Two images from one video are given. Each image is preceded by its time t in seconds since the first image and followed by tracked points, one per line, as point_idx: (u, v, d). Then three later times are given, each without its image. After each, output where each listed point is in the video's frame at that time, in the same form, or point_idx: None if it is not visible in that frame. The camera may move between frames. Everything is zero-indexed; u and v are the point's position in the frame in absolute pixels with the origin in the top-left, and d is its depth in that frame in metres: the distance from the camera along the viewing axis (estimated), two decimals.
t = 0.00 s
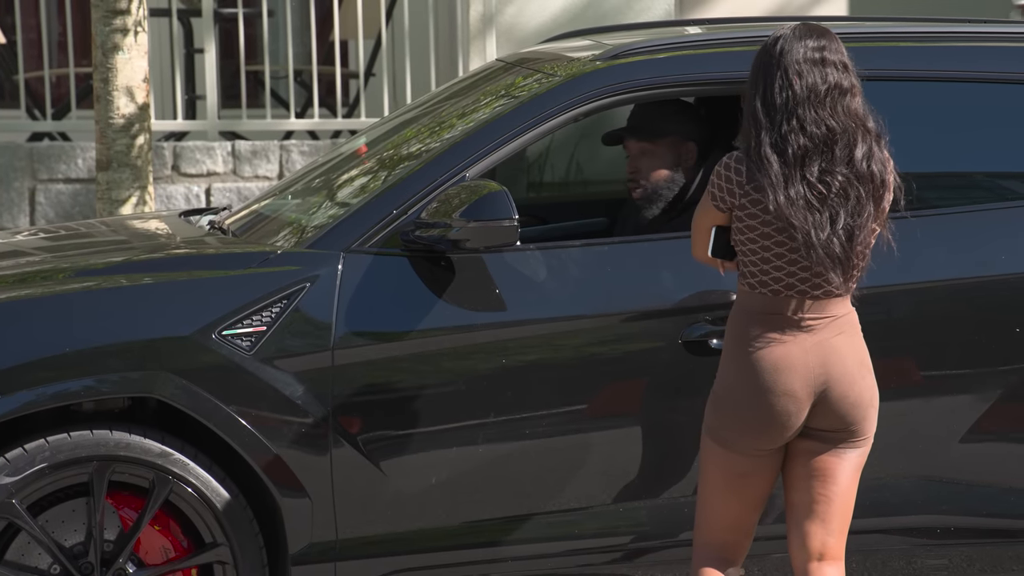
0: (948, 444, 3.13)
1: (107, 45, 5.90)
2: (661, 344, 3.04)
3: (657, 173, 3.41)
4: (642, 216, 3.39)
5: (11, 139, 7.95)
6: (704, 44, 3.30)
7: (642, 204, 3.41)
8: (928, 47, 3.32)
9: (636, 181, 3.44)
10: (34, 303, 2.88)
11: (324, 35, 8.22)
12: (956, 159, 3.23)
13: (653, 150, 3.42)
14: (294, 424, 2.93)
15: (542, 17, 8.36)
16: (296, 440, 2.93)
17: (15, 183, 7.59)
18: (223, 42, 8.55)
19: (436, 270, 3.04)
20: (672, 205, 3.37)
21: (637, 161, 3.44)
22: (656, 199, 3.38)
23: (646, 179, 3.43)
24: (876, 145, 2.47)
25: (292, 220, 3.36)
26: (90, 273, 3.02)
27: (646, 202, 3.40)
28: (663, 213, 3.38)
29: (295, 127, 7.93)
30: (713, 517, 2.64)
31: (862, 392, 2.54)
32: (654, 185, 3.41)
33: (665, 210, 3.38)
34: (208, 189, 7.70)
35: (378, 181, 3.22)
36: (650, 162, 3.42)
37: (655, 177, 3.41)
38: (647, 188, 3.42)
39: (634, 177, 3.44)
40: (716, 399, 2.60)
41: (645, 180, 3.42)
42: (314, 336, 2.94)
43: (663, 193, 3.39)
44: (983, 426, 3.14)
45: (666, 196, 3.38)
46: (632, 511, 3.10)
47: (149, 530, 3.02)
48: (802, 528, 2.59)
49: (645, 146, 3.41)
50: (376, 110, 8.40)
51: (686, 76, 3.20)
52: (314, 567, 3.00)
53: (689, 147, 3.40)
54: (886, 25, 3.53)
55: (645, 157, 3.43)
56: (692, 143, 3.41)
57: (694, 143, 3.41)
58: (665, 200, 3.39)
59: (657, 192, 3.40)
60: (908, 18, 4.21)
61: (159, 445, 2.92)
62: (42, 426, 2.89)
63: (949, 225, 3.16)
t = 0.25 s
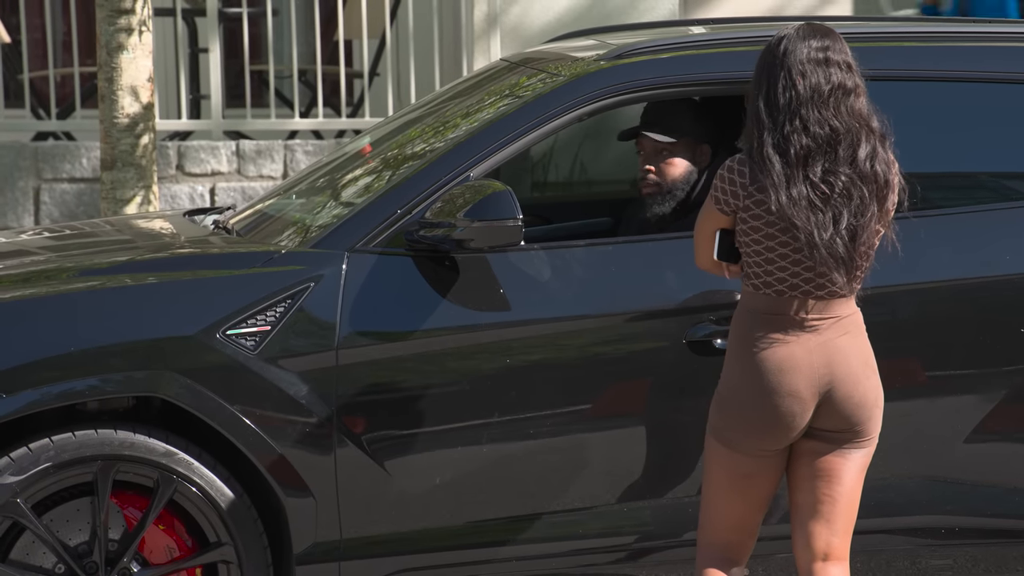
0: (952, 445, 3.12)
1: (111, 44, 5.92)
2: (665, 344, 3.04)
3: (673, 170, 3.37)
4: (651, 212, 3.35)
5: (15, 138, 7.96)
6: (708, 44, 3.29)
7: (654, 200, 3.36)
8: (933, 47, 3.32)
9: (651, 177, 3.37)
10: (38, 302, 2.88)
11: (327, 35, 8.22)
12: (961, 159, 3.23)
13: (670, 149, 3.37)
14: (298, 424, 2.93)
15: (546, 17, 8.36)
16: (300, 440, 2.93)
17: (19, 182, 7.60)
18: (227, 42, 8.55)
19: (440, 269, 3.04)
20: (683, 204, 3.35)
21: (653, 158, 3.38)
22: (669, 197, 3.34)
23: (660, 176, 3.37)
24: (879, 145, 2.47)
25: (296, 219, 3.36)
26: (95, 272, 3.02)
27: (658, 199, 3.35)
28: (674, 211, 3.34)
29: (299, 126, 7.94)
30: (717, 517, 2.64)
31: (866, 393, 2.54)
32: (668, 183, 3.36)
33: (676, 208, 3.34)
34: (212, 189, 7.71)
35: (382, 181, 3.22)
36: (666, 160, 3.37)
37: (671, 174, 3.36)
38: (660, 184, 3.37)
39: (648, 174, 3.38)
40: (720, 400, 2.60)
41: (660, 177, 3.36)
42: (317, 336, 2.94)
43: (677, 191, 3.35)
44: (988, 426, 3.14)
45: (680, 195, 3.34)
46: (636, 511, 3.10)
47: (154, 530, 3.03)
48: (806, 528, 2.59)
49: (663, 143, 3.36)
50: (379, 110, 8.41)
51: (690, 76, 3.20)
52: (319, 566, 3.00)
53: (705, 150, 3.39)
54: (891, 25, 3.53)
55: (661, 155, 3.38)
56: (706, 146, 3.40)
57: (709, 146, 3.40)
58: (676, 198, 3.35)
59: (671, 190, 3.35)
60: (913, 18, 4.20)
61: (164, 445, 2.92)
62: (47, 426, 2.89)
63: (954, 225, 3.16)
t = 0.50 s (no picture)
0: (952, 443, 3.12)
1: (111, 43, 5.92)
2: (665, 343, 3.04)
3: (678, 173, 3.31)
4: (652, 213, 3.37)
5: (15, 137, 7.96)
6: (708, 43, 3.29)
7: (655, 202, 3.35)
8: (933, 45, 3.32)
9: (655, 179, 3.32)
10: (38, 302, 2.88)
11: (328, 34, 8.23)
12: (960, 157, 3.23)
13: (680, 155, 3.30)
14: (298, 423, 2.93)
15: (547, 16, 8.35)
16: (299, 438, 2.93)
17: (19, 182, 7.60)
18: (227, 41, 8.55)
19: (440, 268, 3.04)
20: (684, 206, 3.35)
21: (659, 160, 3.30)
22: (671, 200, 3.32)
23: (668, 181, 3.31)
24: (879, 141, 2.47)
25: (296, 218, 3.36)
26: (95, 272, 3.02)
27: (659, 201, 3.35)
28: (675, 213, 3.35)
29: (299, 126, 7.94)
30: (718, 516, 2.64)
31: (867, 391, 2.54)
32: (671, 186, 3.32)
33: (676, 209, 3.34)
34: (212, 188, 7.73)
35: (382, 180, 3.22)
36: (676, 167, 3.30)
37: (676, 177, 3.31)
38: (663, 186, 3.33)
39: (652, 175, 3.32)
40: (721, 399, 2.60)
41: (664, 180, 3.30)
42: (317, 335, 2.94)
43: (679, 194, 3.32)
44: (988, 425, 3.14)
45: (682, 198, 3.33)
46: (635, 510, 3.10)
47: (154, 529, 3.03)
48: (807, 527, 2.59)
49: (671, 146, 3.27)
50: (380, 109, 8.41)
51: (690, 74, 3.20)
52: (319, 565, 3.00)
53: (711, 153, 3.33)
54: (891, 24, 3.53)
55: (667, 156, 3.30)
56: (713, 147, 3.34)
57: (714, 148, 3.34)
58: (679, 200, 3.33)
59: (674, 193, 3.32)
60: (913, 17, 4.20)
61: (164, 444, 2.92)
62: (47, 425, 2.90)
63: (953, 223, 3.16)
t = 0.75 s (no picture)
0: (953, 443, 3.12)
1: (113, 43, 5.91)
2: (666, 343, 3.04)
3: (680, 174, 3.34)
4: (655, 217, 3.37)
5: (16, 137, 7.96)
6: (708, 42, 3.29)
7: (658, 205, 3.36)
8: (934, 45, 3.32)
9: (657, 181, 3.35)
10: (40, 301, 2.88)
11: (328, 34, 8.23)
12: (961, 157, 3.23)
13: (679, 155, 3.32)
14: (299, 422, 2.93)
15: (548, 16, 8.35)
16: (300, 438, 2.94)
17: (20, 182, 7.60)
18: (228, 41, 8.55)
19: (441, 268, 3.04)
20: (687, 207, 3.35)
21: (661, 161, 3.34)
22: (672, 202, 3.34)
23: (667, 181, 3.34)
24: (878, 139, 2.47)
25: (298, 218, 3.36)
26: (97, 271, 3.02)
27: (661, 204, 3.36)
28: (678, 216, 3.35)
29: (300, 126, 7.94)
30: (719, 515, 2.64)
31: (868, 391, 2.54)
32: (673, 188, 3.34)
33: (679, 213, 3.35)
34: (213, 188, 7.74)
35: (384, 180, 3.22)
36: (674, 167, 3.33)
37: (677, 179, 3.34)
38: (664, 188, 3.35)
39: (654, 176, 3.36)
40: (722, 399, 2.60)
41: (666, 181, 3.34)
42: (319, 335, 2.94)
43: (681, 196, 3.34)
44: (989, 425, 3.14)
45: (684, 200, 3.34)
46: (637, 510, 3.10)
47: (155, 529, 3.03)
48: (808, 527, 2.59)
49: (672, 147, 3.31)
50: (380, 109, 8.41)
51: (691, 73, 3.20)
52: (320, 565, 3.00)
53: (711, 153, 3.36)
54: (892, 24, 3.53)
55: (669, 157, 3.34)
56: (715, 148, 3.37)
57: (716, 148, 3.37)
58: (681, 203, 3.34)
59: (675, 195, 3.34)
60: (914, 17, 4.20)
61: (165, 444, 2.93)
62: (48, 425, 2.90)
63: (954, 223, 3.16)
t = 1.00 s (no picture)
0: (953, 443, 3.12)
1: (112, 45, 5.93)
2: (666, 344, 3.04)
3: (677, 174, 3.45)
4: (653, 216, 3.46)
5: (16, 139, 7.96)
6: (707, 43, 3.29)
7: (656, 203, 3.47)
8: (933, 46, 3.32)
9: (654, 179, 3.46)
10: (39, 303, 2.88)
11: (328, 35, 8.23)
12: (960, 157, 3.23)
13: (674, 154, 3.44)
14: (298, 423, 2.93)
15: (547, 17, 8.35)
16: (299, 439, 2.93)
17: (20, 183, 7.60)
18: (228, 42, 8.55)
19: (441, 269, 3.04)
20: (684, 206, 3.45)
21: (658, 160, 3.44)
22: (669, 201, 3.44)
23: (664, 179, 3.45)
24: (876, 138, 2.47)
25: (297, 219, 3.36)
26: (96, 273, 3.02)
27: (658, 202, 3.45)
28: (675, 214, 3.44)
29: (300, 127, 7.94)
30: (719, 516, 2.64)
31: (867, 391, 2.54)
32: (671, 187, 3.44)
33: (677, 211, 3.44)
34: (213, 190, 7.70)
35: (383, 181, 3.22)
36: (670, 166, 3.44)
37: (675, 178, 3.44)
38: (662, 187, 3.45)
39: (651, 176, 3.46)
40: (721, 400, 2.60)
41: (664, 179, 3.44)
42: (318, 336, 2.94)
43: (678, 195, 3.43)
44: (988, 425, 3.14)
45: (681, 199, 3.44)
46: (636, 510, 3.10)
47: (155, 530, 3.03)
48: (808, 528, 2.59)
49: (668, 146, 3.42)
50: (380, 110, 8.42)
51: (690, 74, 3.20)
52: (319, 566, 3.00)
53: (707, 152, 3.45)
54: (891, 24, 3.53)
55: (666, 157, 3.44)
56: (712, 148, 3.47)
57: (712, 147, 3.46)
58: (679, 201, 3.45)
59: (673, 194, 3.44)
60: (914, 17, 4.20)
61: (165, 445, 2.93)
62: (48, 426, 2.90)
63: (954, 223, 3.16)
